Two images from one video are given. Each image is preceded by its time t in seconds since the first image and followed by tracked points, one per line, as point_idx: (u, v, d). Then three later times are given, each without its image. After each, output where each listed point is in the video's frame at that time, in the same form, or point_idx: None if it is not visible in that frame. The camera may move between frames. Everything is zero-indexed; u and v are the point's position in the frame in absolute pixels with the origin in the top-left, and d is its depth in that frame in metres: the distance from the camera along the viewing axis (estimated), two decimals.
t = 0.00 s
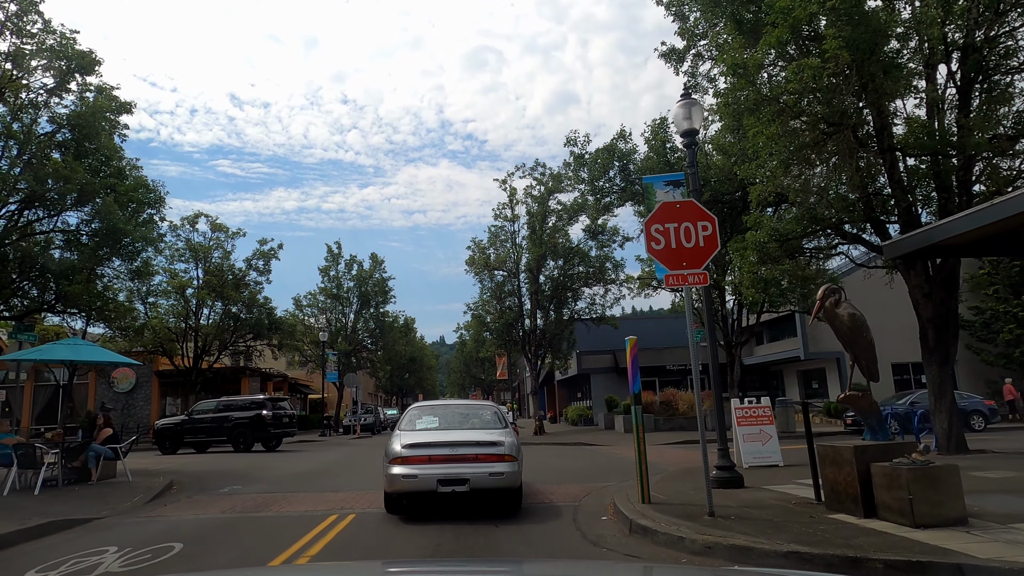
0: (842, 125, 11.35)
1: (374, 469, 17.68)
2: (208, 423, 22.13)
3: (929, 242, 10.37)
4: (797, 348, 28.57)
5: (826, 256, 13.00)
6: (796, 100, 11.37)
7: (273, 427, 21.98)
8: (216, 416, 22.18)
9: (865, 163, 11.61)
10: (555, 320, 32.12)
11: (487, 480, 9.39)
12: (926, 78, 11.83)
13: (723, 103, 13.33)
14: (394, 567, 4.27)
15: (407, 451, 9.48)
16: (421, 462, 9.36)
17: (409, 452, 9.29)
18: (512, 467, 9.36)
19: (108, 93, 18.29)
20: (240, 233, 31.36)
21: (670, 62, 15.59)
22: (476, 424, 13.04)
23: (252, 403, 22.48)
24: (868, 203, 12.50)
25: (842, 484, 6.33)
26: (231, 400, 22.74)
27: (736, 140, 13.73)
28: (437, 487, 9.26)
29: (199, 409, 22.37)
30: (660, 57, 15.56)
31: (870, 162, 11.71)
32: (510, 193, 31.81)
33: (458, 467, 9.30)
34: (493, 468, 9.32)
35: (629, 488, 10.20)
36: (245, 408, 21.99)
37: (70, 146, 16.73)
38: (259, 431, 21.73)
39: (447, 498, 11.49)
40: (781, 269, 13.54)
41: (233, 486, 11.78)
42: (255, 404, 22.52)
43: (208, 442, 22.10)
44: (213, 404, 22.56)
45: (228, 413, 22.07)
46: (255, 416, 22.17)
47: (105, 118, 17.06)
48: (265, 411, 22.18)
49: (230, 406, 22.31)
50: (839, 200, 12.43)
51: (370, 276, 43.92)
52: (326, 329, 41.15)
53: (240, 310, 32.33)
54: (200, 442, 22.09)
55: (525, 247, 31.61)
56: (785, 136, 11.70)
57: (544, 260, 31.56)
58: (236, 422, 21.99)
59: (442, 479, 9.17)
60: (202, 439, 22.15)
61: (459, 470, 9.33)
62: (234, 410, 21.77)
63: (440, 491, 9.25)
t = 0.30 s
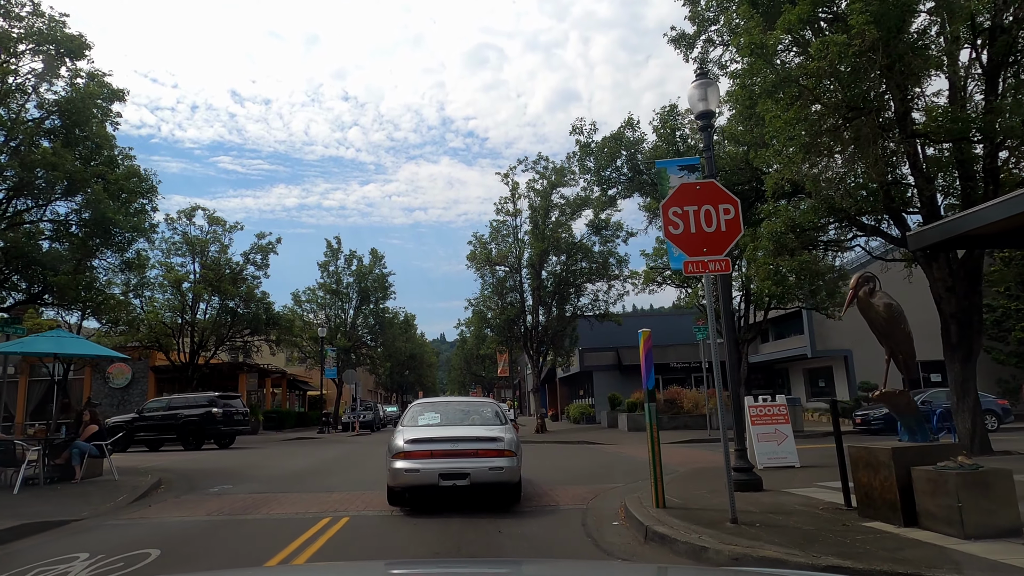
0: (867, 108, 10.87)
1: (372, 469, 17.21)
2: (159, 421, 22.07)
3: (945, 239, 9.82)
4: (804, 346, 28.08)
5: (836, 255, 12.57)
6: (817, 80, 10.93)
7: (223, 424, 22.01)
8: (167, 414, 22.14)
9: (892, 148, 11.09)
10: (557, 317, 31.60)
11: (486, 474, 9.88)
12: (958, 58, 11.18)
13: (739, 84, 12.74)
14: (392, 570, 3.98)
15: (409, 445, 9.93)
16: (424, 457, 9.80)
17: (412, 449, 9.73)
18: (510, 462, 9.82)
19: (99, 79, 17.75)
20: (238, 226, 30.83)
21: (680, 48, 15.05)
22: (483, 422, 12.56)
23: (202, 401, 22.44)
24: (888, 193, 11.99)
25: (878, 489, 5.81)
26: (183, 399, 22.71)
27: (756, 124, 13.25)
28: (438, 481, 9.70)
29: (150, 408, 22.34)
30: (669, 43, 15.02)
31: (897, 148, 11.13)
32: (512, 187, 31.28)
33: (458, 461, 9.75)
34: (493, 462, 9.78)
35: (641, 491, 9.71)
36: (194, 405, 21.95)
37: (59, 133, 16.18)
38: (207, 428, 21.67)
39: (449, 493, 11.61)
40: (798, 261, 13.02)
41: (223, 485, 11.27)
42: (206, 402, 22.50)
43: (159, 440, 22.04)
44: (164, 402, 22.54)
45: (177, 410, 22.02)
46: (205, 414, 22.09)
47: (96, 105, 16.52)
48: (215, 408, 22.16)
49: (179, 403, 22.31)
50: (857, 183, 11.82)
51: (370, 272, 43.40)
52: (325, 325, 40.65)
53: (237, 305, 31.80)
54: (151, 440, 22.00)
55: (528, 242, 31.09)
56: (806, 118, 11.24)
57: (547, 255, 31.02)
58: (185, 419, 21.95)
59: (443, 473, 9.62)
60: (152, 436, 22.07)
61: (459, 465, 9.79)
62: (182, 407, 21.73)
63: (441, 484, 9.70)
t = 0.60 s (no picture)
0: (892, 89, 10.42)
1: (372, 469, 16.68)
2: (107, 422, 22.16)
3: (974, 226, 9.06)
4: (811, 343, 27.55)
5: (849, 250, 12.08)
6: (840, 58, 10.51)
7: (172, 424, 22.11)
8: (116, 415, 22.24)
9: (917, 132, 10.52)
10: (559, 314, 31.09)
11: (486, 470, 10.03)
12: (993, 34, 10.45)
13: (756, 67, 12.24)
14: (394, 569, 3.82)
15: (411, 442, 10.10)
16: (425, 454, 9.98)
17: (414, 446, 9.88)
18: (510, 459, 9.94)
19: (86, 67, 17.18)
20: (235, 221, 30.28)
21: (689, 32, 14.48)
22: (486, 420, 12.02)
23: (153, 402, 22.56)
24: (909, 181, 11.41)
25: (924, 496, 5.27)
26: (133, 400, 22.82)
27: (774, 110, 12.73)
28: (440, 477, 9.88)
29: (98, 409, 22.42)
30: (678, 27, 14.44)
31: (926, 130, 10.49)
32: (513, 182, 30.74)
33: (459, 458, 9.89)
34: (493, 459, 9.90)
35: (654, 494, 9.17)
36: (143, 406, 22.06)
37: (45, 122, 15.62)
38: (154, 428, 21.78)
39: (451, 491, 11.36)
40: (815, 251, 12.47)
41: (211, 487, 10.69)
42: (155, 403, 22.62)
43: (107, 441, 22.19)
44: (113, 403, 22.63)
45: (125, 412, 22.13)
46: (153, 414, 22.19)
47: (83, 92, 15.95)
48: (164, 409, 22.30)
49: (129, 404, 22.43)
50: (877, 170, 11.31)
51: (369, 268, 42.84)
52: (323, 322, 40.08)
53: (233, 302, 31.19)
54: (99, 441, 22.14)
55: (529, 237, 30.54)
56: (826, 99, 10.74)
57: (549, 251, 30.46)
58: (133, 419, 22.04)
59: (444, 470, 9.78)
60: (99, 437, 22.15)
61: (460, 462, 9.94)
62: (131, 409, 21.83)
63: (443, 481, 9.89)
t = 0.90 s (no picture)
0: (919, 67, 9.84)
1: (369, 470, 16.09)
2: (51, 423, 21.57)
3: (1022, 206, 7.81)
4: (818, 339, 27.03)
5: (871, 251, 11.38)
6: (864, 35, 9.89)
7: (120, 425, 21.73)
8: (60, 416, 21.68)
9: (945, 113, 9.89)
10: (561, 310, 30.51)
11: (486, 466, 10.21)
12: None
13: (771, 46, 11.64)
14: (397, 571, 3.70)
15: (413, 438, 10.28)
16: (428, 450, 10.12)
17: (416, 443, 10.06)
18: (509, 455, 10.10)
19: (72, 54, 16.57)
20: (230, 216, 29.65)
21: (699, 14, 13.87)
22: (490, 417, 11.43)
23: (99, 402, 22.09)
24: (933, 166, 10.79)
25: (986, 505, 4.88)
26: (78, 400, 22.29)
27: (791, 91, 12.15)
28: (441, 473, 10.05)
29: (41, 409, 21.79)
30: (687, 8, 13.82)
31: (956, 109, 9.80)
32: (514, 176, 30.15)
33: (459, 454, 10.08)
34: (492, 456, 10.05)
35: (669, 496, 8.64)
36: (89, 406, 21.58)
37: (28, 109, 14.99)
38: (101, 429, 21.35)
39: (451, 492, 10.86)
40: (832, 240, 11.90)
41: (198, 490, 10.12)
42: (102, 403, 22.15)
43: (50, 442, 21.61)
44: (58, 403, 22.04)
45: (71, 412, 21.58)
46: (99, 415, 21.74)
47: (68, 79, 15.33)
48: (111, 410, 21.86)
49: (74, 404, 21.89)
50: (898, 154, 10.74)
51: (367, 265, 42.25)
52: (321, 319, 39.50)
53: (228, 298, 30.56)
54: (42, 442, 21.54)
55: (530, 232, 29.94)
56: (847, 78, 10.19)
57: (550, 246, 29.88)
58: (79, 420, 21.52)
59: (445, 466, 9.98)
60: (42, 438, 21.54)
61: (460, 458, 10.11)
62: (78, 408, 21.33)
63: (445, 476, 10.05)
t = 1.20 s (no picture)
0: (957, 37, 9.11)
1: (366, 471, 15.50)
2: None
3: None
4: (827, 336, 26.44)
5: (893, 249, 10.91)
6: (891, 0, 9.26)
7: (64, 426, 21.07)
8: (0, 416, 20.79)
9: (979, 91, 9.17)
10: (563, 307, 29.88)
11: (485, 461, 10.55)
12: None
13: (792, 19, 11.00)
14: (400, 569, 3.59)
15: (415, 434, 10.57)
16: (429, 446, 10.41)
17: (419, 440, 10.34)
18: (508, 451, 10.43)
19: (57, 38, 15.92)
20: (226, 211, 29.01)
21: None
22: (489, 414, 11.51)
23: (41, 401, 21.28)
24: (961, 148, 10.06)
25: None
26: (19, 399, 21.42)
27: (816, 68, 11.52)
28: (442, 468, 10.33)
29: None
30: None
31: (991, 86, 9.07)
32: (516, 169, 29.52)
33: (460, 450, 10.37)
34: (492, 451, 10.34)
35: (686, 501, 8.08)
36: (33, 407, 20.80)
37: (10, 94, 14.34)
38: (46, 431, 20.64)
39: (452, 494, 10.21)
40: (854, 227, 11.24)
41: (182, 492, 9.50)
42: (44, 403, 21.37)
43: None
44: None
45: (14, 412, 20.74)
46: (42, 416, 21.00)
47: (52, 63, 14.66)
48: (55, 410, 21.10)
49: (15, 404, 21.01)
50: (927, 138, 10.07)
51: (366, 261, 41.61)
52: (319, 316, 38.86)
53: (223, 294, 29.91)
54: None
55: (532, 227, 29.30)
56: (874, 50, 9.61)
57: (552, 242, 29.26)
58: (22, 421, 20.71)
59: (446, 462, 10.27)
60: None
61: (461, 453, 10.41)
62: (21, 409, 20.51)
63: (446, 471, 10.32)
